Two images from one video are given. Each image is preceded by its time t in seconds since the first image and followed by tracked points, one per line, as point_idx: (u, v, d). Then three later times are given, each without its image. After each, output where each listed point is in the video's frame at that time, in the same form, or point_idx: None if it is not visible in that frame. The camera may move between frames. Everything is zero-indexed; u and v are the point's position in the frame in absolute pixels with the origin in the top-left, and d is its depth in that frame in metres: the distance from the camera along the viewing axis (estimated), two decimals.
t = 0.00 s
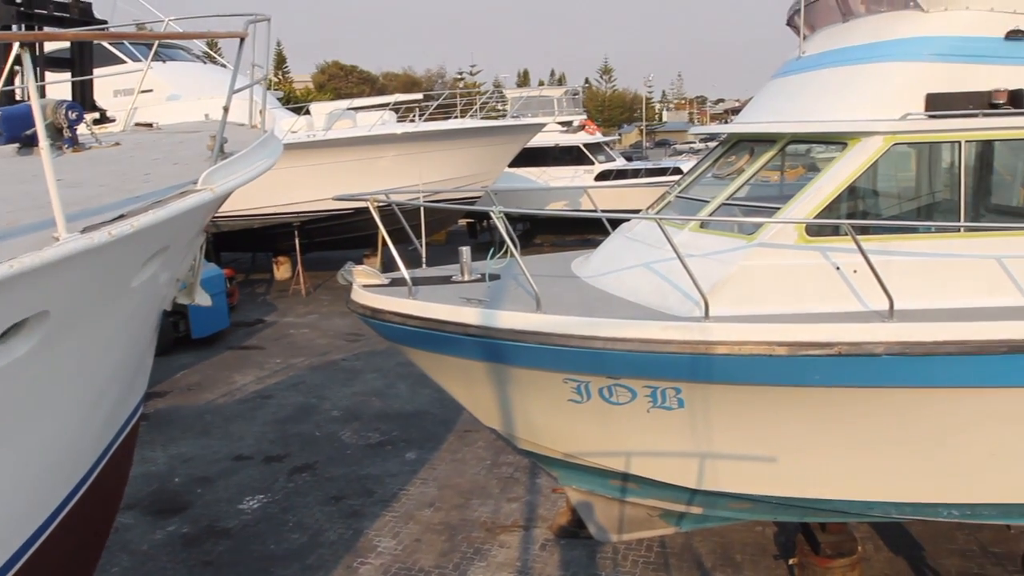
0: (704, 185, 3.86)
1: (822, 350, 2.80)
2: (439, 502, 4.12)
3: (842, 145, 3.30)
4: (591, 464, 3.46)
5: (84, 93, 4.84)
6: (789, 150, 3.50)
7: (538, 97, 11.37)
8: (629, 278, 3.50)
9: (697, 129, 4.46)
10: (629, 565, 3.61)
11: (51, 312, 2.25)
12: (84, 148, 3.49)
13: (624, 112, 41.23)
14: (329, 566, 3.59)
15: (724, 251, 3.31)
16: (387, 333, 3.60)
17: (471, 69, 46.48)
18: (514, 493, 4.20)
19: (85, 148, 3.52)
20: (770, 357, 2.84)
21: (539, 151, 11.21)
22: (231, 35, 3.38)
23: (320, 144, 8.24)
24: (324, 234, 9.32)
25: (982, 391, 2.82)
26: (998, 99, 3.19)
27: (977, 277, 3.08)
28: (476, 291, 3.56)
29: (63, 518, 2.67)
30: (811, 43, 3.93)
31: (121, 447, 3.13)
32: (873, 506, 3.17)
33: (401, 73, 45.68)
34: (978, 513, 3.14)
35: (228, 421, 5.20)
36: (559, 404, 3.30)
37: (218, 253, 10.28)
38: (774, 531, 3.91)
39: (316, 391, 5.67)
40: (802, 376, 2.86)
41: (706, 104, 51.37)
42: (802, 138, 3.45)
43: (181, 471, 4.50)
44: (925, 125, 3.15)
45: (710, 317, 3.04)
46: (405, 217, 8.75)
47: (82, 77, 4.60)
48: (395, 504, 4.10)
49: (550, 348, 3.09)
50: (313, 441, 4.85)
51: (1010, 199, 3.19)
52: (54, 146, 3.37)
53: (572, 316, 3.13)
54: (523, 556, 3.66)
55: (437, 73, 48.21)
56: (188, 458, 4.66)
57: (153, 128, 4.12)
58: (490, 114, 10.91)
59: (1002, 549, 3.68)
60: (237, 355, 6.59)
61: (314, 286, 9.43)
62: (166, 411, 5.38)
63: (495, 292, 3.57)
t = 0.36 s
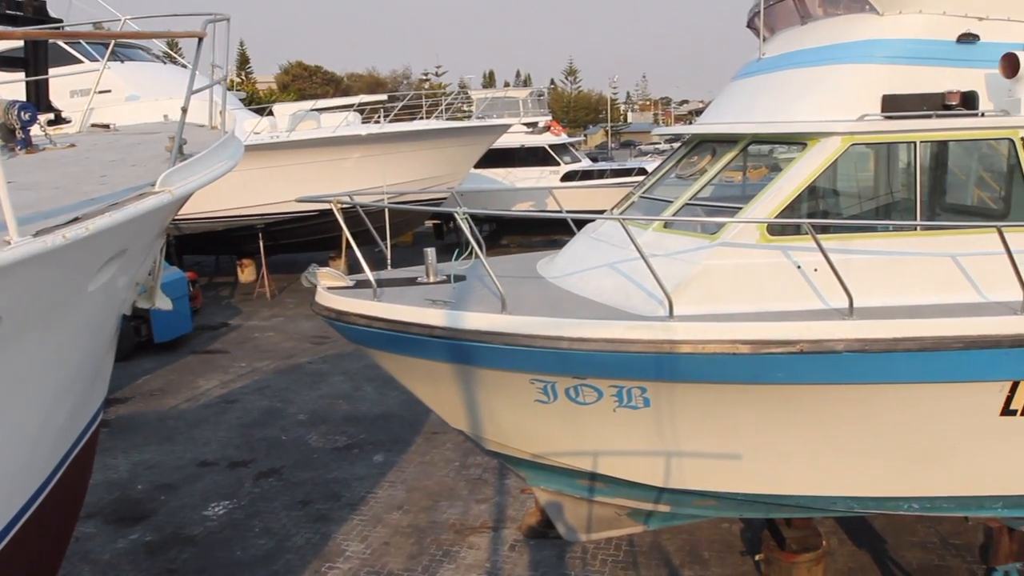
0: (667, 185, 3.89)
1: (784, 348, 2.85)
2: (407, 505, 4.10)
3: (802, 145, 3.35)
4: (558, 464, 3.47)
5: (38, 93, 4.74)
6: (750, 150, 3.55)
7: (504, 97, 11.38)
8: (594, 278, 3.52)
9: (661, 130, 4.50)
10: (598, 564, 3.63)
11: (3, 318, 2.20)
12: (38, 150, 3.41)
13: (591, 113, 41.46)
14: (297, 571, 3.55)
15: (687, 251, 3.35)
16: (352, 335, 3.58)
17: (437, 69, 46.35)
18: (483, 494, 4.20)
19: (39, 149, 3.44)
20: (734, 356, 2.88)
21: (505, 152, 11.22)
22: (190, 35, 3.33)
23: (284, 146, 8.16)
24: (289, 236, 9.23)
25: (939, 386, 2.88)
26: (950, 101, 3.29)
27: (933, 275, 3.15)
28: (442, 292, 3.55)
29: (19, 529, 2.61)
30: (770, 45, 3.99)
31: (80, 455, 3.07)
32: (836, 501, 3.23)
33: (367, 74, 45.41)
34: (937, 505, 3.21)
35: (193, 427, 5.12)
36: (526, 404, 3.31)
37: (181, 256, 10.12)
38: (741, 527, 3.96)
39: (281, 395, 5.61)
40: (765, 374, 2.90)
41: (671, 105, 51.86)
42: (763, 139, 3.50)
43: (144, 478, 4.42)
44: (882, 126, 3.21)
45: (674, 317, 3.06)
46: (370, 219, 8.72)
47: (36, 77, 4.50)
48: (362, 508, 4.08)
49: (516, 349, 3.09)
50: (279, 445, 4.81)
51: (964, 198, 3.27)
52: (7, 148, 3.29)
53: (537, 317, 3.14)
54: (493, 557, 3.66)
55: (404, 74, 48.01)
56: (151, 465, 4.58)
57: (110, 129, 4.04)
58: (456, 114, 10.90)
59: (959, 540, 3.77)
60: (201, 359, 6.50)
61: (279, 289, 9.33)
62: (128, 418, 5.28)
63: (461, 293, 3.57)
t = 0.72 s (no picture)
0: (656, 186, 3.90)
1: (773, 349, 2.86)
2: (397, 507, 4.09)
3: (789, 147, 3.36)
4: (549, 466, 3.46)
5: (23, 93, 4.71)
6: (738, 152, 3.56)
7: (493, 99, 11.39)
8: (583, 280, 3.52)
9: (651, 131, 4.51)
10: (588, 566, 3.63)
11: None
12: (23, 151, 3.39)
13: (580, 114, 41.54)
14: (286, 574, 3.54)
15: (676, 253, 3.35)
16: (342, 338, 3.57)
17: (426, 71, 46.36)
18: (473, 496, 4.20)
19: (24, 150, 3.41)
20: (723, 357, 2.88)
21: (494, 154, 11.23)
22: (176, 36, 3.32)
23: (273, 147, 8.14)
24: (278, 238, 9.21)
25: (926, 386, 2.89)
26: (936, 102, 3.33)
27: (920, 276, 3.17)
28: (431, 294, 3.55)
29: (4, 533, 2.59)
30: (758, 47, 4.02)
31: (67, 458, 3.05)
32: (824, 501, 3.24)
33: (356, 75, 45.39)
34: (925, 505, 3.22)
35: (181, 429, 5.10)
36: (516, 406, 3.31)
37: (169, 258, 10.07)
38: (730, 528, 3.97)
39: (270, 398, 5.59)
40: (754, 374, 2.91)
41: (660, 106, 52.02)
42: (751, 140, 3.52)
43: (132, 482, 4.39)
44: (869, 128, 3.23)
45: (664, 318, 3.07)
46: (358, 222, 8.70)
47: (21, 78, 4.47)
48: (352, 510, 4.07)
49: (505, 351, 3.09)
50: (268, 448, 4.79)
51: (951, 199, 3.28)
52: None
53: (526, 319, 3.14)
54: (483, 559, 3.65)
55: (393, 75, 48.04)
56: (138, 468, 4.55)
57: (97, 131, 4.01)
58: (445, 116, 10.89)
59: (948, 540, 3.79)
60: (189, 362, 6.47)
61: (268, 291, 9.30)
62: (115, 421, 5.25)
63: (450, 295, 3.56)
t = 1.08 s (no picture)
0: (640, 189, 3.91)
1: (755, 352, 2.87)
2: (381, 511, 4.07)
3: (772, 150, 3.39)
4: (533, 469, 3.46)
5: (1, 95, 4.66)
6: (721, 155, 3.57)
7: (478, 102, 11.40)
8: (567, 282, 3.53)
9: (635, 134, 4.53)
10: (573, 568, 3.63)
11: None
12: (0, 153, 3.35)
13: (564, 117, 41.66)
14: None
15: (659, 255, 3.36)
16: (325, 341, 3.55)
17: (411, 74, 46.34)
18: (457, 499, 4.19)
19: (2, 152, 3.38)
20: (706, 359, 2.89)
21: (479, 156, 11.24)
22: (157, 37, 3.29)
23: (256, 149, 8.10)
24: (261, 240, 9.17)
25: (906, 387, 2.92)
26: (916, 106, 3.34)
27: (900, 278, 3.20)
28: (414, 297, 3.54)
29: None
30: (741, 51, 4.04)
31: (46, 464, 3.01)
32: (806, 502, 3.26)
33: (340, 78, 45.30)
34: (906, 505, 3.25)
35: (162, 434, 5.05)
36: (500, 409, 3.30)
37: (151, 261, 10.00)
38: (714, 529, 3.98)
39: (253, 401, 5.56)
40: (737, 377, 2.92)
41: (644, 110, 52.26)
42: (734, 144, 3.54)
43: (112, 487, 4.35)
44: (850, 131, 3.25)
45: (647, 321, 3.07)
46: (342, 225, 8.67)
47: None
48: (336, 515, 4.05)
49: (489, 354, 3.09)
50: (251, 452, 4.76)
51: (930, 202, 3.31)
52: None
53: (511, 322, 3.14)
54: (467, 562, 3.64)
55: (377, 77, 47.99)
56: (119, 473, 4.51)
57: (76, 132, 3.98)
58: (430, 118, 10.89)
59: (928, 539, 3.83)
60: (171, 366, 6.42)
61: (251, 295, 9.26)
62: (96, 426, 5.20)
63: (433, 298, 3.55)
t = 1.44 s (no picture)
0: (616, 185, 3.92)
1: (732, 346, 2.89)
2: (361, 510, 4.06)
3: (747, 145, 3.41)
4: (513, 466, 3.46)
5: None
6: (697, 151, 3.59)
7: (454, 99, 11.38)
8: (545, 279, 3.53)
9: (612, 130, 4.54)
10: (553, 564, 3.63)
11: None
12: None
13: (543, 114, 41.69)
14: None
15: (636, 251, 3.37)
16: (301, 340, 3.53)
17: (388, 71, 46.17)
18: (437, 497, 4.19)
19: None
20: (683, 354, 2.91)
21: (456, 153, 11.22)
22: (127, 34, 3.25)
23: (231, 148, 8.03)
24: (237, 239, 9.09)
25: (880, 380, 2.95)
26: (888, 102, 3.42)
27: (874, 272, 3.23)
28: (391, 295, 3.52)
29: None
30: (715, 47, 4.06)
31: (18, 467, 2.97)
32: (783, 495, 3.29)
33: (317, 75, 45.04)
34: (881, 496, 3.29)
35: (138, 436, 5.00)
36: (478, 406, 3.30)
37: (125, 261, 9.88)
38: (693, 523, 4.01)
39: (230, 402, 5.51)
40: (714, 371, 2.94)
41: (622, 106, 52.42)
42: (710, 139, 3.55)
43: (87, 491, 4.30)
44: (824, 127, 3.28)
45: (624, 316, 3.08)
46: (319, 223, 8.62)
47: None
48: (315, 514, 4.02)
49: (466, 351, 3.09)
50: (228, 453, 4.72)
51: (903, 196, 3.35)
52: None
53: (487, 318, 3.14)
54: (447, 560, 3.64)
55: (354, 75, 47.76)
56: (93, 476, 4.46)
57: (44, 130, 3.92)
58: (407, 116, 10.84)
59: (903, 529, 3.87)
60: (146, 367, 6.35)
61: (227, 294, 9.18)
62: (70, 429, 5.13)
63: (410, 296, 3.54)
